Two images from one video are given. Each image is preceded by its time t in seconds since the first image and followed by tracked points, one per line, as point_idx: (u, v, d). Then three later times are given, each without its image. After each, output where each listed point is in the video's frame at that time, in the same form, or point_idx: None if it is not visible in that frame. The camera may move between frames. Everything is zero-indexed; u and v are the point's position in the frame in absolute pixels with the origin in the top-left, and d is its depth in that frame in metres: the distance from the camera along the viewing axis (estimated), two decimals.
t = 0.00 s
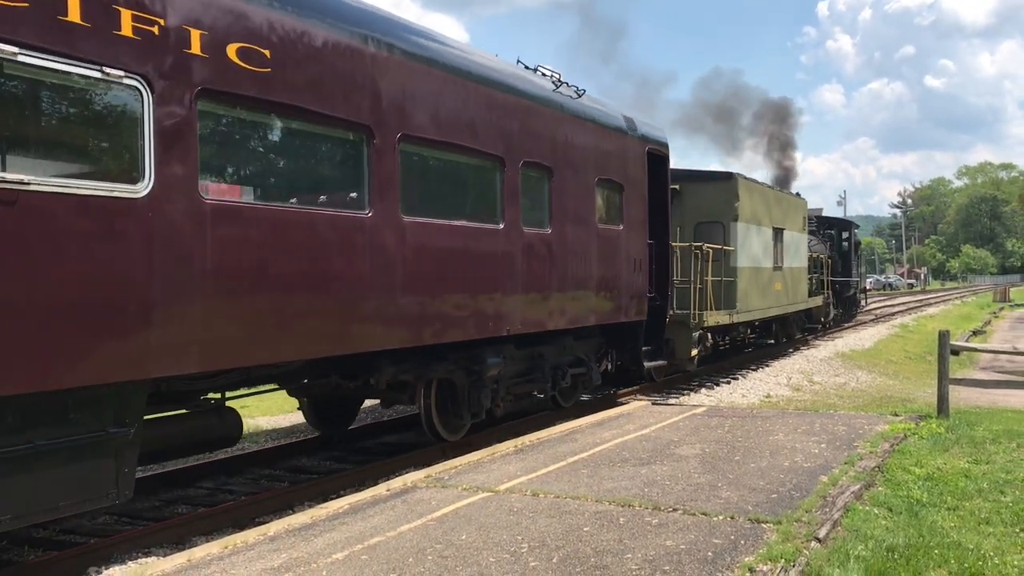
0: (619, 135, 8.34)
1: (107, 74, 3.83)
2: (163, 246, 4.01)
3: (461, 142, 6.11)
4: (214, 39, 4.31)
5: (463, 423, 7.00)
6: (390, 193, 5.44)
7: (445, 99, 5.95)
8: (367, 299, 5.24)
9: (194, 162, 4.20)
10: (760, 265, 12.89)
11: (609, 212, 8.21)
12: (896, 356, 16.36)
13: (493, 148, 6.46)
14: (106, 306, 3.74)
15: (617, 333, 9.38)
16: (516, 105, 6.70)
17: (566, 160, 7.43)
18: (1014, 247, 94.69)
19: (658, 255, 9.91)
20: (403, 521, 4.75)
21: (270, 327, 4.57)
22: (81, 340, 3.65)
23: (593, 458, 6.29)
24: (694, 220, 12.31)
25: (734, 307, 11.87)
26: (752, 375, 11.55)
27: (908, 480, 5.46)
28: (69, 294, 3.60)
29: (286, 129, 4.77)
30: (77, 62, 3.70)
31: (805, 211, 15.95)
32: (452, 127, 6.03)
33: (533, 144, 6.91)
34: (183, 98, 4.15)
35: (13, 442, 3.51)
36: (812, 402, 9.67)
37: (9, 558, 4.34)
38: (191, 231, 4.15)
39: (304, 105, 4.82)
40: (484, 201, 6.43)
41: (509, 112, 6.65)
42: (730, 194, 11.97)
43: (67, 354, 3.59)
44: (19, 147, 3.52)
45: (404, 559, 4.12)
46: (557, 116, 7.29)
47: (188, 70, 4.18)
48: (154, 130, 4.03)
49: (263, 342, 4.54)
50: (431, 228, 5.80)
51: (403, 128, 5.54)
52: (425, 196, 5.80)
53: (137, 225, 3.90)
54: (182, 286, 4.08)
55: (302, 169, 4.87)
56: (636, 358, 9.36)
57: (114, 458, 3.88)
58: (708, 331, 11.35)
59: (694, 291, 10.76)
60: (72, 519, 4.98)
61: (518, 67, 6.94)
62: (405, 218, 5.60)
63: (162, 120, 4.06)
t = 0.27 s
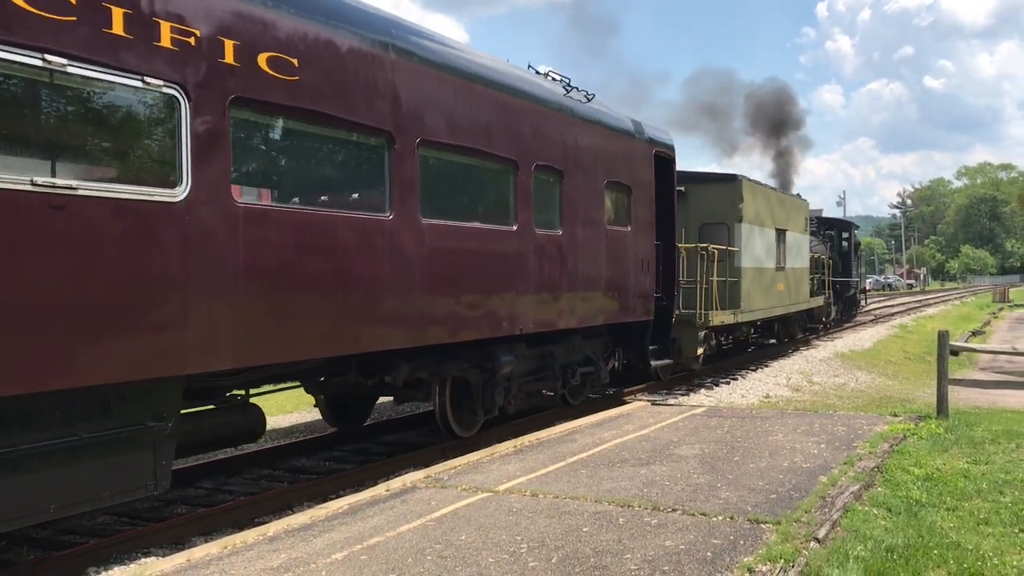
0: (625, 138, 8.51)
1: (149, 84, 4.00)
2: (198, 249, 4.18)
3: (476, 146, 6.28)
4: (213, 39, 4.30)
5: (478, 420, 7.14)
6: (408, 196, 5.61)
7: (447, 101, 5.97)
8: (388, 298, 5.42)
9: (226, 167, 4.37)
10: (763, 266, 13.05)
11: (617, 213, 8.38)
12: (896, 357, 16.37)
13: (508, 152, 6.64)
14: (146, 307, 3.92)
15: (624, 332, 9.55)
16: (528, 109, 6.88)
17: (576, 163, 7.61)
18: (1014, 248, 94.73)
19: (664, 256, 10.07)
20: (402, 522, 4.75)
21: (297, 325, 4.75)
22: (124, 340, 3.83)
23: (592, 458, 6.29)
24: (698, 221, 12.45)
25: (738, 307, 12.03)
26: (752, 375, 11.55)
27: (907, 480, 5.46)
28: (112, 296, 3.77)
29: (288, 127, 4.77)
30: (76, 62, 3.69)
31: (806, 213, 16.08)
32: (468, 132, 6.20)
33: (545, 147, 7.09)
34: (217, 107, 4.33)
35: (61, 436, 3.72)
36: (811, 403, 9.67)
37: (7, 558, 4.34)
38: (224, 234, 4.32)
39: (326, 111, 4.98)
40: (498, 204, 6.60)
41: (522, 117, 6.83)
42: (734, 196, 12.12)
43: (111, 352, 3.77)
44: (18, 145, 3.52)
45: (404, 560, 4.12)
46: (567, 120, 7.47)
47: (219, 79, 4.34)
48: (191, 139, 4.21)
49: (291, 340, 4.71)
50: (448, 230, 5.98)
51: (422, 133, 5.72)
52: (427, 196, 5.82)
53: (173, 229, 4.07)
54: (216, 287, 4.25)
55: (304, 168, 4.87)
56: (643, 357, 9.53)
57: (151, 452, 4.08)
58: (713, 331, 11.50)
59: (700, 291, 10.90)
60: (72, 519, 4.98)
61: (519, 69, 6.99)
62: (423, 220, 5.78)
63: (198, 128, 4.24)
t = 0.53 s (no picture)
0: (631, 140, 8.67)
1: (189, 92, 4.19)
2: (233, 249, 4.35)
3: (488, 148, 6.43)
4: (214, 39, 4.30)
5: (490, 415, 7.35)
6: (427, 199, 5.79)
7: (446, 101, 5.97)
8: (408, 297, 5.59)
9: (257, 171, 4.53)
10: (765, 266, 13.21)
11: (624, 214, 8.54)
12: (895, 357, 16.38)
13: (520, 155, 6.82)
14: (187, 306, 4.09)
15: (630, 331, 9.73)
16: (540, 112, 7.05)
17: (585, 165, 7.77)
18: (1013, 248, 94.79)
19: (670, 256, 10.25)
20: (401, 522, 4.75)
21: (324, 323, 4.92)
22: (166, 337, 4.00)
23: (591, 459, 6.29)
24: (701, 222, 12.60)
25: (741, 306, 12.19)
26: (751, 375, 11.56)
27: (905, 480, 5.46)
28: (155, 296, 3.94)
29: (289, 125, 4.77)
30: (68, 60, 3.65)
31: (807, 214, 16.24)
32: (482, 135, 6.38)
33: (556, 150, 7.26)
34: (250, 114, 4.50)
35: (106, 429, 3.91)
36: (810, 403, 9.67)
37: (6, 557, 4.33)
38: (257, 235, 4.49)
39: (347, 116, 5.13)
40: (512, 205, 6.76)
41: (533, 120, 6.99)
42: (737, 197, 12.29)
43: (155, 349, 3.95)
44: (9, 144, 3.49)
45: (403, 560, 4.12)
46: (577, 123, 7.65)
47: (246, 88, 4.48)
48: (226, 144, 4.38)
49: (318, 337, 4.89)
50: (464, 230, 6.15)
51: (439, 137, 5.90)
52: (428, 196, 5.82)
53: (209, 231, 4.24)
54: (250, 287, 4.43)
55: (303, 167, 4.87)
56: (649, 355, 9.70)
57: (186, 445, 4.25)
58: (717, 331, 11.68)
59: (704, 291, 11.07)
60: (71, 519, 4.97)
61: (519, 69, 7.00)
62: (440, 221, 5.95)
63: (231, 133, 4.41)
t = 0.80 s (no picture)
0: (639, 142, 8.85)
1: (225, 99, 4.38)
2: (267, 248, 4.56)
3: (503, 151, 6.61)
4: (213, 38, 4.30)
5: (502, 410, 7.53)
6: (445, 200, 5.98)
7: (446, 100, 5.98)
8: (427, 295, 5.78)
9: (288, 173, 4.72)
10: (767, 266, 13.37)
11: (632, 215, 8.74)
12: (894, 356, 16.39)
13: (533, 157, 7.00)
14: (224, 303, 4.30)
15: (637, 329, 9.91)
16: (552, 115, 7.22)
17: (595, 167, 7.95)
18: (1011, 247, 94.89)
19: (675, 255, 10.43)
20: (400, 521, 4.74)
21: (349, 321, 5.12)
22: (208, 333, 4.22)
23: (590, 458, 6.29)
24: (706, 223, 13.00)
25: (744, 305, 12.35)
26: (749, 374, 11.58)
27: (904, 479, 5.47)
28: (197, 294, 4.15)
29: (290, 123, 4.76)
30: (66, 59, 3.64)
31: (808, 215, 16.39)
32: (498, 138, 6.57)
33: (567, 152, 7.45)
34: (281, 119, 4.69)
35: (150, 421, 4.11)
36: (808, 402, 9.67)
37: (4, 556, 4.33)
38: (289, 235, 4.69)
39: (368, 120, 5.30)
40: (525, 207, 6.95)
41: (544, 123, 7.17)
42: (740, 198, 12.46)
43: (197, 344, 4.16)
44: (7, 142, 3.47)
45: (401, 559, 4.11)
46: (587, 126, 7.84)
47: (275, 94, 4.65)
48: (259, 148, 4.57)
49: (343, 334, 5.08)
50: (480, 231, 6.34)
51: (456, 140, 6.08)
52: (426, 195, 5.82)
53: (245, 231, 4.44)
54: (281, 285, 4.63)
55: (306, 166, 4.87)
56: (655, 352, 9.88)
57: (221, 435, 4.46)
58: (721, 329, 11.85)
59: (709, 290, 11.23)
60: (69, 518, 4.96)
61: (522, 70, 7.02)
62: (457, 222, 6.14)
63: (260, 138, 4.57)
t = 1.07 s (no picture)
0: (644, 145, 9.02)
1: (257, 106, 4.57)
2: (297, 248, 4.76)
3: (516, 154, 6.78)
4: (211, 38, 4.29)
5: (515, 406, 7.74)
6: (461, 203, 6.15)
7: (444, 100, 5.97)
8: (444, 294, 5.96)
9: (315, 177, 4.91)
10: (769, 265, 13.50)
11: (639, 216, 8.93)
12: (892, 356, 16.41)
13: (544, 160, 7.17)
14: (255, 304, 4.48)
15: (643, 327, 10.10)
16: (562, 120, 7.39)
17: (603, 169, 8.13)
18: (1010, 247, 94.99)
19: (680, 255, 10.60)
20: (399, 520, 4.74)
21: (372, 319, 5.31)
22: (241, 330, 4.42)
23: (589, 457, 6.29)
24: (709, 222, 13.04)
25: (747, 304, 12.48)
26: (748, 373, 11.59)
27: (902, 478, 5.48)
28: (232, 292, 4.36)
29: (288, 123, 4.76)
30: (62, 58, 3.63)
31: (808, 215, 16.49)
32: (511, 141, 6.74)
33: (577, 155, 7.62)
34: (309, 125, 4.87)
35: (186, 414, 4.33)
36: (807, 401, 9.68)
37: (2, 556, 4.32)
38: (316, 237, 4.89)
39: (387, 125, 5.46)
40: (537, 209, 7.12)
41: (555, 126, 7.33)
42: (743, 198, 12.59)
43: (231, 340, 4.36)
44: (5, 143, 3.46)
45: (400, 558, 4.11)
46: (596, 129, 8.01)
47: (302, 101, 4.82)
48: (289, 152, 4.75)
49: (367, 332, 5.27)
50: (495, 232, 6.52)
51: (472, 145, 6.26)
52: (423, 196, 5.81)
53: (276, 232, 4.63)
54: (309, 286, 4.82)
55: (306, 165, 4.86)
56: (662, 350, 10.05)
57: (253, 428, 4.71)
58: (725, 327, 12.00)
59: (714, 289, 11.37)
60: (66, 518, 4.95)
61: (522, 69, 6.98)
62: (472, 223, 6.32)
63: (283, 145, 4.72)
